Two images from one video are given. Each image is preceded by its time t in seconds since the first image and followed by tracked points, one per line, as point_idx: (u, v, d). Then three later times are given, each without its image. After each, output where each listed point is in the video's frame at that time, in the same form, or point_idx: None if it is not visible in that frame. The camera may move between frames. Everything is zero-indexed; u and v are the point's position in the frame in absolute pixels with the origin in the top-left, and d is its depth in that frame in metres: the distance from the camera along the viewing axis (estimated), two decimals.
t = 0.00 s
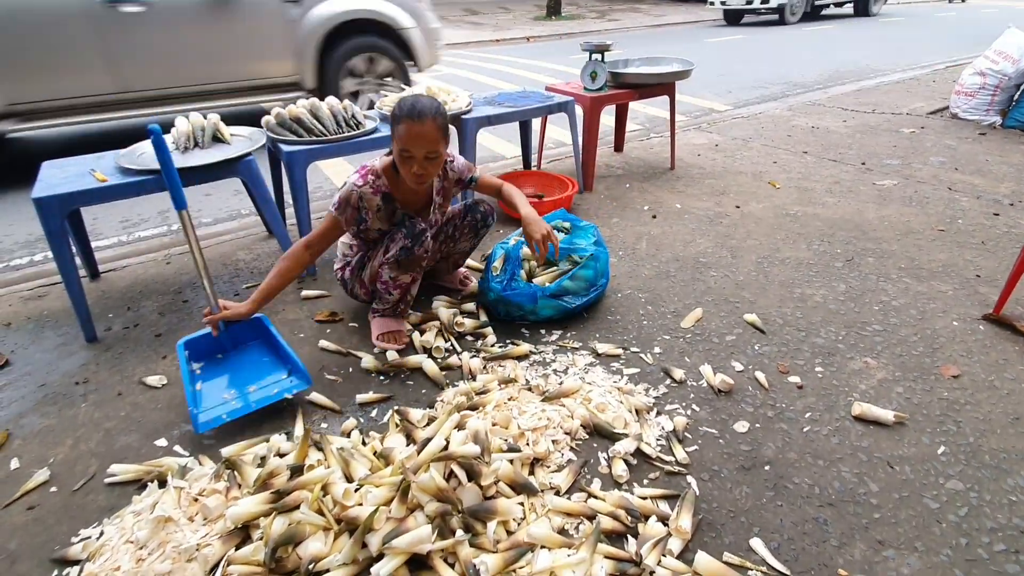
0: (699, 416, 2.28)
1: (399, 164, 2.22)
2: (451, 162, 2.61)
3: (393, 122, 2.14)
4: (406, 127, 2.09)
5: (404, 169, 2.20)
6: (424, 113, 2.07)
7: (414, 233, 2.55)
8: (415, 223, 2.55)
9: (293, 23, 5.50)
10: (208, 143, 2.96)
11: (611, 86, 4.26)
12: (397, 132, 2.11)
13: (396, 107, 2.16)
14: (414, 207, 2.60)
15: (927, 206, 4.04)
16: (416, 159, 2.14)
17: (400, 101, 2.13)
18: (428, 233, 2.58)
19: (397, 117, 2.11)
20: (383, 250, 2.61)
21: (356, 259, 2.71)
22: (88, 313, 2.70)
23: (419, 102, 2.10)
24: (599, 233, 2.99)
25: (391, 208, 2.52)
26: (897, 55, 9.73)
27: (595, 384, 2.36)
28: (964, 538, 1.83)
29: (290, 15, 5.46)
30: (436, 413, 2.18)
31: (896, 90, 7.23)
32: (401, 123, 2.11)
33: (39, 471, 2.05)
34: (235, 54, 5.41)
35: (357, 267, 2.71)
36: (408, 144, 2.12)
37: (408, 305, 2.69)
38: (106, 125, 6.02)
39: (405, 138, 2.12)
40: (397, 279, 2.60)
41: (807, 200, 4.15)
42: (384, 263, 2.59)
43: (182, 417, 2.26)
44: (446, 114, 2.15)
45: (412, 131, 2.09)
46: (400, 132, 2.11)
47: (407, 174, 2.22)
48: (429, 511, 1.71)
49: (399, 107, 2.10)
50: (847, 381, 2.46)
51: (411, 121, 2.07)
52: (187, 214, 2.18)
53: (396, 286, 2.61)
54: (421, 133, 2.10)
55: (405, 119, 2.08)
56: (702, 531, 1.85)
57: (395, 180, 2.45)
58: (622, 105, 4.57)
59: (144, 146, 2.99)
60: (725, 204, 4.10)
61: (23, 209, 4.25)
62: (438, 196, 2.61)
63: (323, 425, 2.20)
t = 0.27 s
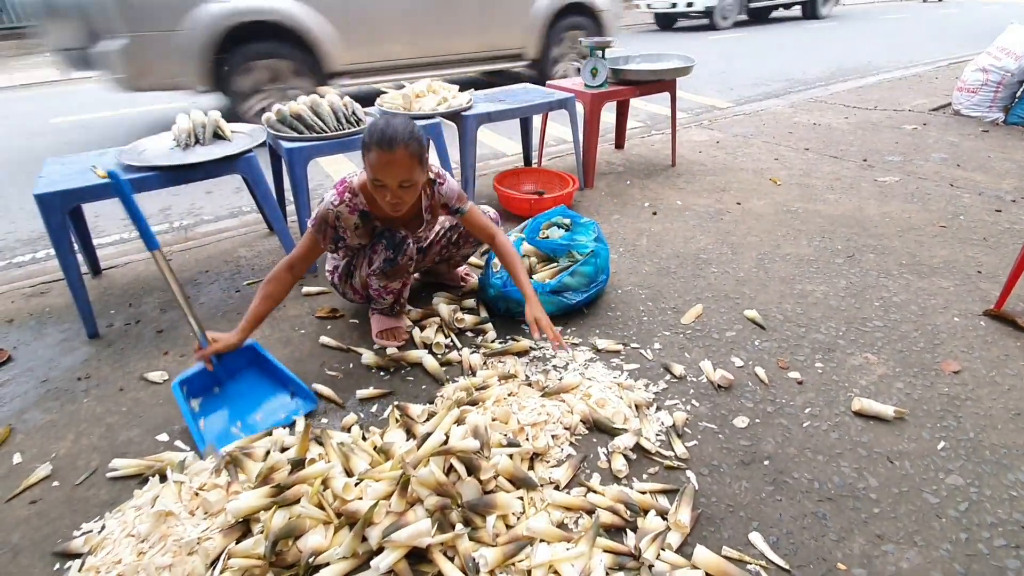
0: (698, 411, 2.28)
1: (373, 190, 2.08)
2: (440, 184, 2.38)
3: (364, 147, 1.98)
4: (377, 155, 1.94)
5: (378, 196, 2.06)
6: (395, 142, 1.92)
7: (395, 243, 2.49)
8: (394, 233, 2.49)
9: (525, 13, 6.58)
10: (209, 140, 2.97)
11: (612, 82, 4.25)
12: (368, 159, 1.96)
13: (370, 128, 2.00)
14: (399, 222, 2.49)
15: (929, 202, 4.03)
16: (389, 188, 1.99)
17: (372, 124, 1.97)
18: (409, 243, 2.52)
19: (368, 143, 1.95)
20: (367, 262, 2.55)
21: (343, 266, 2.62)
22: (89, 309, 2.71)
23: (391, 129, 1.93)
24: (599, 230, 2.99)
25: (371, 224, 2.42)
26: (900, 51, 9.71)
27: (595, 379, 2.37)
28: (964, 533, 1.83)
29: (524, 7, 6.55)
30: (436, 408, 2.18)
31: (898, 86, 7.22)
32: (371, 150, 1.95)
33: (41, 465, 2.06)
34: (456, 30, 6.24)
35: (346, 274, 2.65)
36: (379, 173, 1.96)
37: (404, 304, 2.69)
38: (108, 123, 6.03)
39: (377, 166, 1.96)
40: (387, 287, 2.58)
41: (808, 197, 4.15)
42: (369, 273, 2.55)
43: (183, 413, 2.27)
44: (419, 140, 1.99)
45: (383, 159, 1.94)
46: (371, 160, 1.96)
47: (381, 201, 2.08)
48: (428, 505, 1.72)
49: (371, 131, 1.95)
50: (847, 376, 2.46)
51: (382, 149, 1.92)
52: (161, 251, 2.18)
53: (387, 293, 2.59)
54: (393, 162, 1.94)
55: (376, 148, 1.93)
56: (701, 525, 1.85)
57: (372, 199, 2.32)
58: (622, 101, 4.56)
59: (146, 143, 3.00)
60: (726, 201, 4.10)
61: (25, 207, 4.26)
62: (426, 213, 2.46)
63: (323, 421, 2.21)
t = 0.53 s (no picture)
0: (699, 409, 2.29)
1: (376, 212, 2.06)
2: (442, 208, 2.33)
3: (367, 173, 1.96)
4: (381, 183, 1.91)
5: (382, 219, 2.05)
6: (398, 168, 1.91)
7: (390, 255, 2.53)
8: (388, 246, 2.52)
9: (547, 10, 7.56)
10: (212, 140, 2.98)
11: (613, 81, 4.26)
12: (371, 186, 1.93)
13: (371, 152, 1.97)
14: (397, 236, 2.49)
15: (931, 200, 4.03)
16: (394, 213, 1.98)
17: (374, 149, 1.94)
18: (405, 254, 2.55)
19: (373, 170, 1.93)
20: (362, 272, 2.59)
21: (338, 271, 2.66)
22: (93, 308, 2.72)
23: (397, 155, 1.91)
24: (601, 228, 3.00)
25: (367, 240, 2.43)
26: (902, 49, 9.69)
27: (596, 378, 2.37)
28: (964, 530, 1.83)
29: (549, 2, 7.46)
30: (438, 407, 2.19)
31: (901, 84, 7.20)
32: (375, 177, 1.93)
33: (46, 463, 2.08)
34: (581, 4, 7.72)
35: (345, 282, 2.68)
36: (384, 199, 1.94)
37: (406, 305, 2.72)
38: (110, 123, 6.05)
39: (381, 193, 1.95)
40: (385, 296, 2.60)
41: (810, 195, 4.15)
42: (366, 284, 2.59)
43: (187, 411, 2.28)
44: (422, 164, 1.97)
45: (388, 186, 1.92)
46: (375, 188, 1.93)
47: (385, 223, 2.07)
48: (430, 503, 1.72)
49: (374, 158, 1.93)
50: (848, 374, 2.46)
51: (386, 176, 1.90)
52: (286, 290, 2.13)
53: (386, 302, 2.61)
54: (400, 187, 1.93)
55: (379, 175, 1.91)
56: (702, 523, 1.86)
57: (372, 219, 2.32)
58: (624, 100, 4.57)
59: (148, 144, 3.01)
60: (728, 199, 4.10)
61: (28, 206, 4.28)
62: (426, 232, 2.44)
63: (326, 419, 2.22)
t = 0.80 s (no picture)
0: (701, 407, 2.29)
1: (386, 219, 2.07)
2: (445, 212, 2.40)
3: (378, 180, 1.96)
4: (395, 189, 1.93)
5: (395, 226, 2.05)
6: (411, 173, 1.93)
7: (393, 262, 2.53)
8: (391, 252, 2.52)
9: None
10: (214, 139, 2.99)
11: (615, 79, 4.26)
12: (385, 192, 1.94)
13: (377, 159, 1.99)
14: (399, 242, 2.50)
15: (934, 198, 4.02)
16: (409, 218, 2.00)
17: (381, 156, 1.95)
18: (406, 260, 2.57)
19: (384, 176, 1.94)
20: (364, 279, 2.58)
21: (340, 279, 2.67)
22: (97, 308, 2.73)
23: (408, 160, 1.93)
24: (603, 227, 3.00)
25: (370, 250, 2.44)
26: (904, 46, 9.67)
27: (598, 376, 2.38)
28: (967, 528, 1.83)
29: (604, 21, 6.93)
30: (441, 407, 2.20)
31: (903, 81, 7.19)
32: (387, 183, 1.94)
33: (50, 462, 2.09)
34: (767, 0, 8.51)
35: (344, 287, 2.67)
36: (399, 204, 1.95)
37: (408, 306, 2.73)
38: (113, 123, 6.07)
39: (393, 200, 1.96)
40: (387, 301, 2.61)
41: (812, 193, 4.14)
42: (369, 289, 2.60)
43: (190, 410, 2.29)
44: (431, 167, 2.00)
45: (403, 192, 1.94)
46: (388, 194, 1.94)
47: (395, 229, 2.08)
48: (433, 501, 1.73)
49: (384, 164, 1.94)
50: (850, 372, 2.46)
51: (400, 182, 1.92)
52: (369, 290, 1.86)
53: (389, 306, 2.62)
54: (414, 191, 1.95)
55: (392, 182, 1.93)
56: (704, 521, 1.86)
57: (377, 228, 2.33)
58: (626, 98, 4.56)
59: (151, 143, 3.02)
60: (730, 197, 4.10)
61: (32, 207, 4.29)
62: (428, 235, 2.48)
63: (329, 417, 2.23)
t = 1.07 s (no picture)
0: (700, 405, 2.29)
1: (392, 209, 2.08)
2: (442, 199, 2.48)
3: (382, 169, 1.99)
4: (401, 173, 1.96)
5: (402, 214, 2.07)
6: (415, 155, 1.98)
7: (394, 254, 2.54)
8: (392, 245, 2.53)
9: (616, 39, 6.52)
10: (213, 139, 2.99)
11: (615, 77, 4.25)
12: (392, 180, 1.97)
13: (378, 150, 2.02)
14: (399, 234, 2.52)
15: (935, 194, 4.02)
16: (417, 201, 2.02)
17: (383, 145, 1.99)
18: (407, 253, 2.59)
19: (389, 163, 1.97)
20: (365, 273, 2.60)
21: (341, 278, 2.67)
22: (98, 308, 2.74)
23: (411, 144, 1.98)
24: (603, 225, 2.99)
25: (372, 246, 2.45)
26: (905, 42, 9.65)
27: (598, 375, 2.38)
28: (967, 525, 1.83)
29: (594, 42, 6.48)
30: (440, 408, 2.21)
31: (904, 78, 7.17)
32: (394, 169, 1.97)
33: (52, 462, 2.10)
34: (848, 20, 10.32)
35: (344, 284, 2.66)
36: (406, 189, 1.98)
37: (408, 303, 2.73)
38: (113, 123, 6.08)
39: (399, 185, 1.98)
40: (388, 295, 2.62)
41: (812, 190, 4.14)
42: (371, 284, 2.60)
43: (190, 410, 2.30)
44: (430, 149, 2.05)
45: (409, 175, 1.97)
46: (395, 181, 1.97)
47: (402, 218, 2.10)
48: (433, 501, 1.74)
49: (388, 152, 1.98)
50: (850, 370, 2.46)
51: (406, 165, 1.96)
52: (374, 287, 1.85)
53: (390, 300, 2.63)
54: (419, 174, 1.99)
55: (397, 165, 1.96)
56: (703, 518, 1.87)
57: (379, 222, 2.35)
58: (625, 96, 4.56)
59: (150, 144, 3.02)
60: (729, 195, 4.10)
61: (33, 207, 4.30)
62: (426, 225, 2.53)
63: (329, 417, 2.24)
